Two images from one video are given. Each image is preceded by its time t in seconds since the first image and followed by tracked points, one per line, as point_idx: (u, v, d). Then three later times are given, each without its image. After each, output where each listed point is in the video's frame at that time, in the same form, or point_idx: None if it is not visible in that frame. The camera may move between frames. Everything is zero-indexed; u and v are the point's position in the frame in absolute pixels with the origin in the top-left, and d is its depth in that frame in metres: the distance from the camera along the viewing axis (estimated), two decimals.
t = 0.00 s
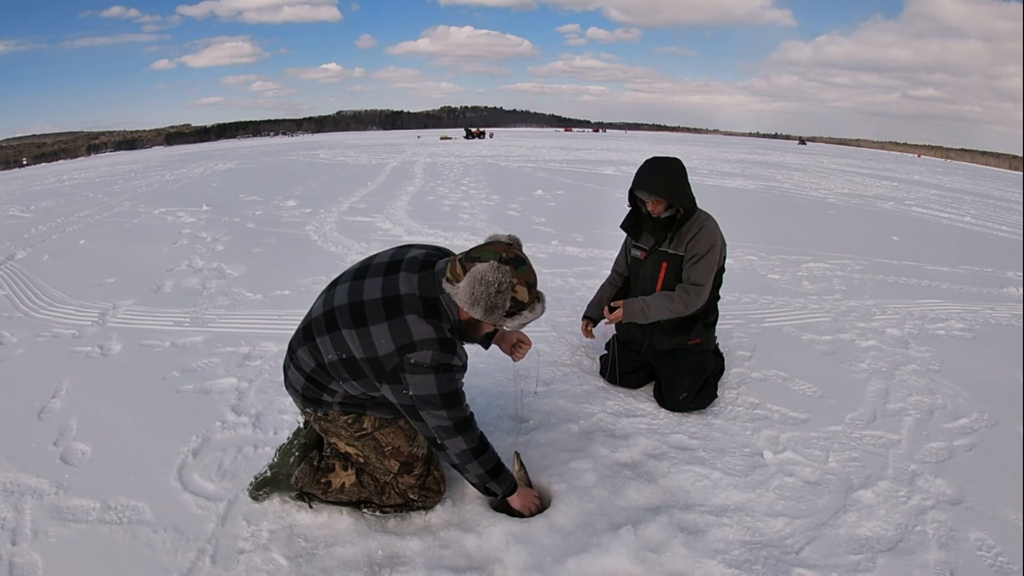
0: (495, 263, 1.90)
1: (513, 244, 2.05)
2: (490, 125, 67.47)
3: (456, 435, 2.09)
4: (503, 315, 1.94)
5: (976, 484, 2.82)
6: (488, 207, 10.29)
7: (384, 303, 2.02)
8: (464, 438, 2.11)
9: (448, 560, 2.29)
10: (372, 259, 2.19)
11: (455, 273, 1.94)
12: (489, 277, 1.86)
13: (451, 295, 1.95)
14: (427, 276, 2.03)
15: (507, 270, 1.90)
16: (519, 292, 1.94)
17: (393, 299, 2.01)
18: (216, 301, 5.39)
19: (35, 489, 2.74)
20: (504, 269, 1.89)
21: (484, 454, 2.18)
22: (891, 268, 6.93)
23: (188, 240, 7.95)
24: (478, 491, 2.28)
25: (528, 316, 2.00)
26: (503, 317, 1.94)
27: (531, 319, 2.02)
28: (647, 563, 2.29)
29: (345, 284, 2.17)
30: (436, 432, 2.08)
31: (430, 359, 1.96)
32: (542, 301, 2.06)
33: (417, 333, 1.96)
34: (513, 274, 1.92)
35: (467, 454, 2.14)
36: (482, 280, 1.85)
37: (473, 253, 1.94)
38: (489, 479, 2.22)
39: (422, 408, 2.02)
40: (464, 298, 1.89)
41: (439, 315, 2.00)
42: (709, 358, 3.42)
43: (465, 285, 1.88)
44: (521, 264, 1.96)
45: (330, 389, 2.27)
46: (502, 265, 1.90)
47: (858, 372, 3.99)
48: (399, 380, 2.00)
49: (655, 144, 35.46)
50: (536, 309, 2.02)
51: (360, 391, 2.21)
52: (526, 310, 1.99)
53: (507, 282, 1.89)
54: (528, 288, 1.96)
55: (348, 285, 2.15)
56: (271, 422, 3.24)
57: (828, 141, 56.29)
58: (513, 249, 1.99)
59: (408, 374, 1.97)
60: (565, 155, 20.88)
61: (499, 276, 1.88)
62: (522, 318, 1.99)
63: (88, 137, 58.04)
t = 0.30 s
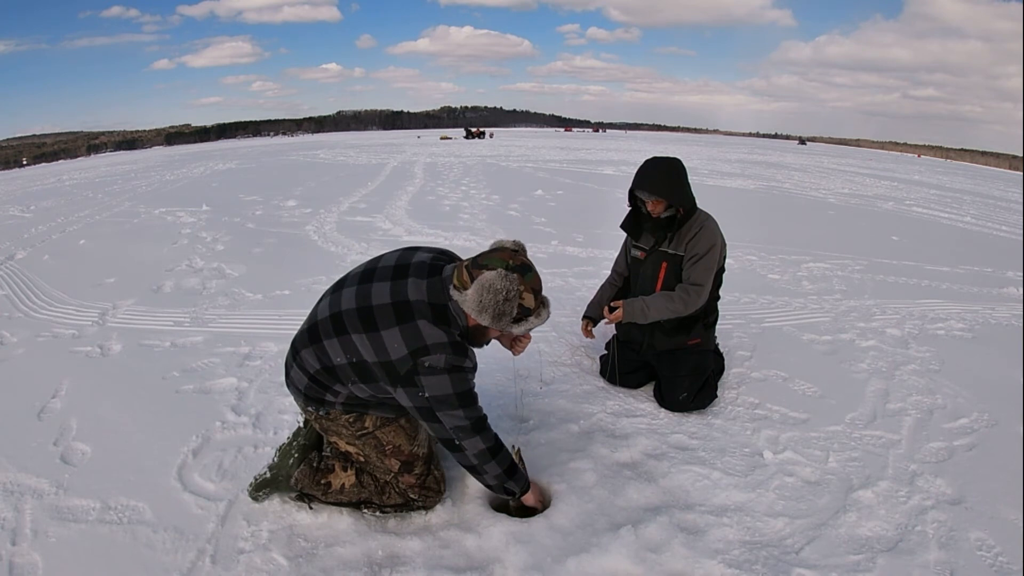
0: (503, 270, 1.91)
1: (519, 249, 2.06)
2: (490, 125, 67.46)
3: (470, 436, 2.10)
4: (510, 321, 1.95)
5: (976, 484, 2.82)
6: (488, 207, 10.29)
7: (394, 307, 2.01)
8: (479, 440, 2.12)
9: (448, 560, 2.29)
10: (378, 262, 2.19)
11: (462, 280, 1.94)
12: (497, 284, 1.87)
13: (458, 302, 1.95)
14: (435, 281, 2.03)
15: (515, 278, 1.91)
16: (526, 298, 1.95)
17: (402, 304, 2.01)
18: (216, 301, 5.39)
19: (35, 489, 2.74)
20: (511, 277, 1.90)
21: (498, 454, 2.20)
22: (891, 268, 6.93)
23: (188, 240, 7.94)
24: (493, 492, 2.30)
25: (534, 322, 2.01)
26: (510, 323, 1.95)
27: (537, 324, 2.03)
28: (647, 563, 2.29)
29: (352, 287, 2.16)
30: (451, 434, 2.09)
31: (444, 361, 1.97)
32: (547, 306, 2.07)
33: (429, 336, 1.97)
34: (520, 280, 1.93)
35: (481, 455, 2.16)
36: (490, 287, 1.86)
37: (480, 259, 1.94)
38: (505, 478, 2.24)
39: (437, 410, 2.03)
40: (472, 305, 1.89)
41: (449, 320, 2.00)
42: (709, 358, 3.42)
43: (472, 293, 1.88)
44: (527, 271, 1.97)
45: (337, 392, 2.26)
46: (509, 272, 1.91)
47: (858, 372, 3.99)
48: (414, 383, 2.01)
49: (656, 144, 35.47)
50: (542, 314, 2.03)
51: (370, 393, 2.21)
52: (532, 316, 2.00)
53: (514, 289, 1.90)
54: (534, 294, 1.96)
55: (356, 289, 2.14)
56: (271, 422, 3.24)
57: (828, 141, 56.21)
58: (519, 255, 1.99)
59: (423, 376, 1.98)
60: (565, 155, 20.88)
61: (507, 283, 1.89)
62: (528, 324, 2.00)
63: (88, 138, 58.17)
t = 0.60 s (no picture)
0: (510, 274, 1.91)
1: (526, 253, 2.06)
2: (490, 125, 67.43)
3: (473, 439, 2.12)
4: (516, 325, 1.95)
5: (976, 484, 2.82)
6: (487, 207, 10.28)
7: (399, 308, 2.01)
8: (481, 443, 2.13)
9: (448, 560, 2.29)
10: (383, 262, 2.18)
11: (469, 282, 1.94)
12: (504, 288, 1.87)
13: (464, 304, 1.95)
14: (441, 283, 2.03)
15: (522, 282, 1.91)
16: (532, 303, 1.95)
17: (407, 304, 2.01)
18: (216, 301, 5.39)
19: (35, 489, 2.74)
20: (518, 281, 1.90)
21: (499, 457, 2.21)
22: (891, 268, 6.93)
23: (188, 240, 7.94)
24: (493, 496, 2.32)
25: (539, 326, 2.02)
26: (516, 326, 1.95)
27: (542, 328, 2.03)
28: (647, 563, 2.29)
29: (357, 286, 2.16)
30: (453, 437, 2.10)
31: (448, 363, 1.97)
32: (553, 310, 2.08)
33: (434, 338, 1.97)
34: (527, 285, 1.93)
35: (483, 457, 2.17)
36: (497, 291, 1.86)
37: (487, 262, 1.94)
38: (505, 483, 2.26)
39: (440, 412, 2.03)
40: (478, 308, 1.89)
41: (453, 322, 2.00)
42: (709, 358, 3.42)
43: (479, 296, 1.88)
44: (534, 275, 1.97)
45: (338, 390, 2.26)
46: (517, 275, 1.91)
47: (858, 372, 3.99)
48: (416, 384, 2.01)
49: (655, 145, 35.48)
50: (548, 317, 2.04)
51: (372, 392, 2.21)
52: (538, 320, 2.00)
53: (521, 294, 1.90)
54: (540, 298, 1.97)
55: (361, 288, 2.14)
56: (271, 422, 3.24)
57: (828, 141, 56.13)
58: (526, 259, 1.99)
59: (426, 377, 1.98)
60: (565, 155, 20.90)
61: (514, 288, 1.89)
62: (533, 328, 2.01)
63: (88, 138, 58.11)
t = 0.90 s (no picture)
0: (513, 270, 1.90)
1: (528, 249, 2.06)
2: (490, 125, 67.44)
3: (473, 437, 2.11)
4: (518, 321, 1.94)
5: (976, 484, 2.82)
6: (487, 207, 10.28)
7: (401, 303, 2.01)
8: (481, 441, 2.13)
9: (448, 560, 2.29)
10: (386, 259, 2.18)
11: (471, 278, 1.93)
12: (508, 283, 1.86)
13: (468, 300, 1.94)
14: (444, 278, 2.02)
15: (525, 278, 1.91)
16: (535, 299, 1.95)
17: (410, 300, 2.01)
18: (216, 301, 5.39)
19: (35, 489, 2.74)
20: (522, 277, 1.90)
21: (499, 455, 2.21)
22: (891, 268, 6.93)
23: (187, 240, 7.94)
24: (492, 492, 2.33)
25: (541, 322, 2.02)
26: (518, 322, 1.95)
27: (544, 324, 2.03)
28: (647, 563, 2.29)
29: (359, 283, 2.16)
30: (453, 434, 2.09)
31: (450, 360, 1.97)
32: (554, 306, 2.08)
33: (436, 334, 1.96)
34: (530, 281, 1.93)
35: (484, 456, 2.16)
36: (501, 287, 1.85)
37: (490, 258, 1.94)
38: (505, 480, 2.26)
39: (440, 410, 2.03)
40: (482, 304, 1.89)
41: (455, 317, 1.99)
42: (709, 358, 3.41)
43: (482, 292, 1.87)
44: (537, 271, 1.97)
45: (339, 389, 2.26)
46: (519, 271, 1.91)
47: (858, 372, 3.99)
48: (418, 380, 2.01)
49: (655, 145, 35.49)
50: (550, 314, 2.04)
51: (373, 389, 2.20)
52: (540, 316, 2.00)
53: (525, 289, 1.90)
54: (542, 295, 1.97)
55: (363, 284, 2.14)
56: (271, 422, 3.24)
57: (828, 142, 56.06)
58: (528, 255, 1.99)
59: (428, 373, 1.98)
60: (565, 155, 20.90)
61: (518, 284, 1.89)
62: (535, 324, 2.01)
63: (88, 138, 58.13)
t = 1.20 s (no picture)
0: (514, 249, 1.92)
1: (527, 230, 2.08)
2: (490, 125, 67.46)
3: (473, 421, 2.10)
4: (520, 300, 1.96)
5: (976, 484, 2.81)
6: (487, 207, 10.27)
7: (401, 288, 2.02)
8: (479, 427, 2.13)
9: (448, 560, 2.28)
10: (385, 250, 2.20)
11: (473, 259, 1.95)
12: (510, 262, 1.88)
13: (469, 281, 1.94)
14: (444, 263, 2.02)
15: (526, 257, 1.93)
16: (535, 277, 1.97)
17: (411, 284, 2.01)
18: (216, 301, 5.39)
19: (35, 488, 2.74)
20: (523, 255, 1.92)
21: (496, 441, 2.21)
22: (891, 268, 6.93)
23: (188, 240, 7.94)
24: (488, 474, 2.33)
25: (541, 302, 2.03)
26: (521, 301, 1.96)
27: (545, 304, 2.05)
28: (646, 563, 2.29)
29: (359, 274, 2.17)
30: (452, 420, 2.08)
31: (451, 341, 1.96)
32: (553, 286, 2.10)
33: (437, 316, 1.96)
34: (531, 259, 1.95)
35: (482, 440, 2.16)
36: (503, 265, 1.87)
37: (490, 239, 1.96)
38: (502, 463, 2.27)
39: (440, 394, 2.02)
40: (484, 283, 1.90)
41: (456, 299, 1.99)
42: (709, 358, 3.41)
43: (484, 272, 1.89)
44: (536, 251, 1.99)
45: (340, 383, 2.26)
46: (520, 250, 1.93)
47: (858, 372, 3.99)
48: (419, 364, 2.00)
49: (655, 145, 35.49)
50: (550, 293, 2.06)
51: (374, 379, 2.20)
52: (541, 295, 2.02)
53: (526, 268, 1.92)
54: (542, 273, 1.99)
55: (363, 275, 2.15)
56: (271, 422, 3.24)
57: (828, 143, 55.97)
58: (527, 236, 2.01)
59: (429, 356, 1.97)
60: (565, 155, 20.91)
61: (519, 262, 1.90)
62: (536, 303, 2.02)
63: (88, 138, 58.17)
